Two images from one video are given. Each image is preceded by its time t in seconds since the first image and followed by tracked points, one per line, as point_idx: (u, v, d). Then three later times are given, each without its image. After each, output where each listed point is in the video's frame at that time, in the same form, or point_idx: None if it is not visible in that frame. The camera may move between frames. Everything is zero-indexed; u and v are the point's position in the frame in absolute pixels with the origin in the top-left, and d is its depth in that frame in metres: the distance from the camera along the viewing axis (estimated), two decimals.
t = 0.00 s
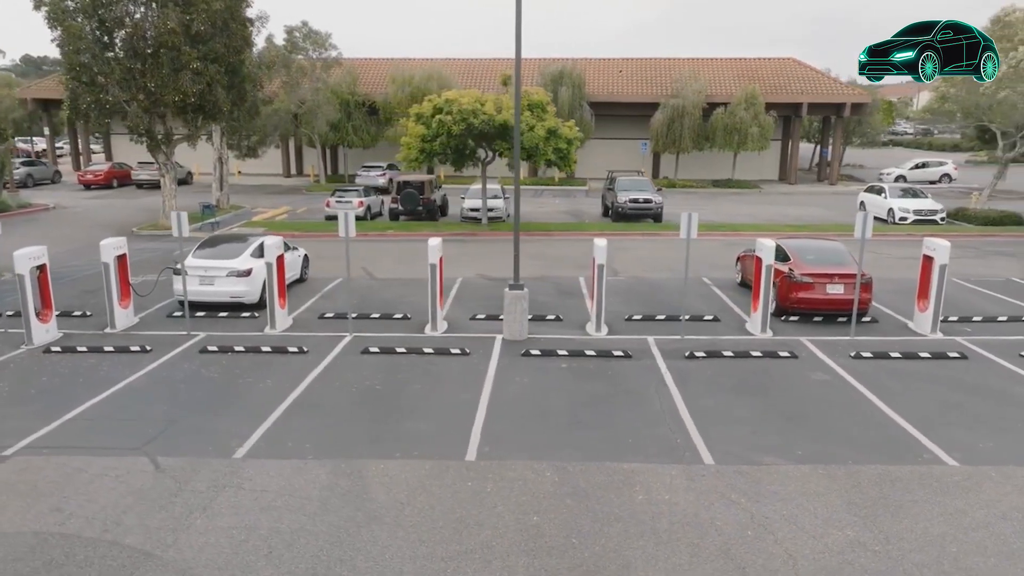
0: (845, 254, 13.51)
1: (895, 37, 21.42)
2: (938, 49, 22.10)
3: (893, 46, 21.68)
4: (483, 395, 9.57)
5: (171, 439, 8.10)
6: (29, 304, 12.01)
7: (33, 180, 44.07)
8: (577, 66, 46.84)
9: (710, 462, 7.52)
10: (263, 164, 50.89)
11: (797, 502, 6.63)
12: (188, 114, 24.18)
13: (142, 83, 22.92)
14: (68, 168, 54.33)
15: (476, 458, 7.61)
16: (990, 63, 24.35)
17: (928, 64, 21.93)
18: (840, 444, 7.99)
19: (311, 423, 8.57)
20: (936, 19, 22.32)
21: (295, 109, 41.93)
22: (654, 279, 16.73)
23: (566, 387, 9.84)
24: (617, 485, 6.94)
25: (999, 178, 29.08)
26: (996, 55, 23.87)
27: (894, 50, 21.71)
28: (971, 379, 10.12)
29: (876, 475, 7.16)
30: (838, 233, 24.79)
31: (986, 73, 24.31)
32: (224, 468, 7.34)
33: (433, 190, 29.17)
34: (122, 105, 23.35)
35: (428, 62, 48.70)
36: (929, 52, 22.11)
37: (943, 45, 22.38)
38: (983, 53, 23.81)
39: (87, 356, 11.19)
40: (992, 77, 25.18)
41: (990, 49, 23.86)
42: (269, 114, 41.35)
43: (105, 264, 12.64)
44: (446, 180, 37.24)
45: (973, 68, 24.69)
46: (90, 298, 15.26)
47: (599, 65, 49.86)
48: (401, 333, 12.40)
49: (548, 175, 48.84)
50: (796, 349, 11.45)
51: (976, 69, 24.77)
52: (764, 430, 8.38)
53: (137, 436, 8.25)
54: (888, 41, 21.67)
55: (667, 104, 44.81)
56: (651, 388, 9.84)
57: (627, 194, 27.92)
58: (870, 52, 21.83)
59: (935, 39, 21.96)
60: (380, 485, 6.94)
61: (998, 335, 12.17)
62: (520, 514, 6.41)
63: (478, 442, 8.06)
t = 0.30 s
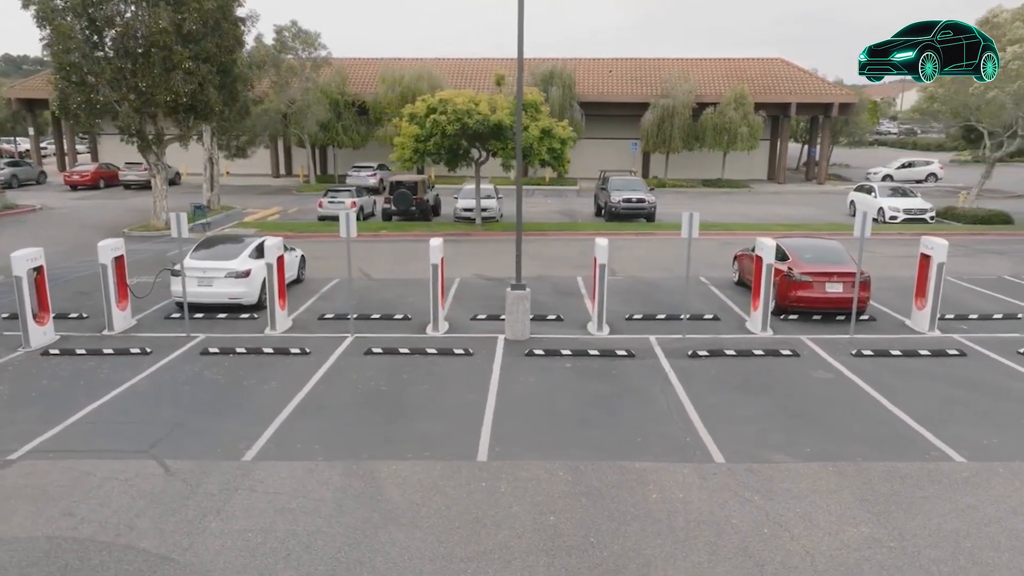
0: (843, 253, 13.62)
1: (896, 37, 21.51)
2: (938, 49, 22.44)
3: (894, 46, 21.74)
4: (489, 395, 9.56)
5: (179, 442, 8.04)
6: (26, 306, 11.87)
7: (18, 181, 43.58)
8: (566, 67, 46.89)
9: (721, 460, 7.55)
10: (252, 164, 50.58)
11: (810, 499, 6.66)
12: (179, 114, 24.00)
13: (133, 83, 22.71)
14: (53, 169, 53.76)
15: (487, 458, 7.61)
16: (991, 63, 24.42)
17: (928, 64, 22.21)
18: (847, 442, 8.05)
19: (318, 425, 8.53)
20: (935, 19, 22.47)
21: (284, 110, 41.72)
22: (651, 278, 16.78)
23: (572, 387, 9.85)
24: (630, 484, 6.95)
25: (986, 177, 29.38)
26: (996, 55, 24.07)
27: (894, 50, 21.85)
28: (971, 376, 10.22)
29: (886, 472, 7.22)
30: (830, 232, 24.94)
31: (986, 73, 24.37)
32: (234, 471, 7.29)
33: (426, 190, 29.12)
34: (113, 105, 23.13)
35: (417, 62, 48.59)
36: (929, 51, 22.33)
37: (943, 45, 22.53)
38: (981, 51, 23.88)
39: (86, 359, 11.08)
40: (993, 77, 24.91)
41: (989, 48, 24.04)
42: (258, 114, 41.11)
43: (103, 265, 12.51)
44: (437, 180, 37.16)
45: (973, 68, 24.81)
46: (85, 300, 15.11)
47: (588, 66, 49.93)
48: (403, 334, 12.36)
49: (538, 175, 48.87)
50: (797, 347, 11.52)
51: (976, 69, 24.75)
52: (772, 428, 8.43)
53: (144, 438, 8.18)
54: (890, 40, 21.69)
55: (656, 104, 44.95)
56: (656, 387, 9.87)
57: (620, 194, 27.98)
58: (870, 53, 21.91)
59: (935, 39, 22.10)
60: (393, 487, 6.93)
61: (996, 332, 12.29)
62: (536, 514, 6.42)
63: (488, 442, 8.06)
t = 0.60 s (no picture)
0: (840, 251, 13.74)
1: (896, 37, 21.69)
2: (938, 49, 22.78)
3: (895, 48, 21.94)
4: (496, 395, 9.57)
5: (188, 445, 7.98)
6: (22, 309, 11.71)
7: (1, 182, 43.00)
8: (555, 67, 46.94)
9: (732, 458, 7.61)
10: (238, 165, 50.20)
11: (823, 496, 6.73)
12: (169, 115, 23.80)
13: (122, 83, 22.48)
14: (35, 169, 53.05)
15: (500, 459, 7.62)
16: (993, 65, 24.68)
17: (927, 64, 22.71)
18: (855, 439, 8.13)
19: (328, 427, 8.50)
20: (936, 18, 22.74)
21: (272, 110, 41.46)
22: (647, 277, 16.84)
23: (577, 387, 9.88)
24: (645, 483, 6.98)
25: (971, 177, 29.77)
26: (996, 55, 24.40)
27: (894, 50, 21.93)
28: (970, 372, 10.36)
29: (896, 468, 7.30)
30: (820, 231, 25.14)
31: (986, 73, 24.71)
32: (246, 473, 7.26)
33: (417, 191, 29.06)
34: (101, 105, 22.89)
35: (406, 62, 48.47)
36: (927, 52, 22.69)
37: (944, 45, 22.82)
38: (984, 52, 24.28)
39: (86, 362, 10.96)
40: (993, 77, 25.14)
41: (991, 49, 24.43)
42: (245, 115, 40.83)
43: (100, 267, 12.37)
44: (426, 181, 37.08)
45: (973, 68, 25.11)
46: (79, 302, 14.94)
47: (577, 66, 50.02)
48: (404, 335, 12.33)
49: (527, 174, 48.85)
50: (798, 346, 11.62)
51: (976, 70, 25.09)
52: (779, 426, 8.49)
53: (151, 442, 8.11)
54: (890, 40, 21.85)
55: (645, 104, 45.11)
56: (661, 386, 9.92)
57: (612, 193, 28.07)
58: (871, 53, 22.01)
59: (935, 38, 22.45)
60: (409, 488, 6.92)
61: (991, 329, 12.46)
62: (554, 514, 6.43)
63: (499, 443, 8.08)
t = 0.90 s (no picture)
0: (838, 250, 13.83)
1: (896, 37, 21.81)
2: (939, 49, 22.96)
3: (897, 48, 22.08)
4: (503, 396, 9.55)
5: (195, 448, 7.91)
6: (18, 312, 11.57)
7: None
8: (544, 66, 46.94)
9: (743, 458, 7.64)
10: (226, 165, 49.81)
11: (837, 495, 6.77)
12: (159, 114, 23.58)
13: (111, 82, 22.24)
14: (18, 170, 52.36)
15: (512, 460, 7.61)
16: (992, 64, 24.52)
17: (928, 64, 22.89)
18: (862, 437, 8.18)
19: (336, 429, 8.46)
20: (937, 18, 22.83)
21: (261, 109, 41.17)
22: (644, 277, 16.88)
23: (583, 387, 9.88)
24: (659, 483, 7.00)
25: (959, 176, 30.08)
26: (996, 55, 24.23)
27: (895, 50, 22.09)
28: (970, 370, 10.47)
29: (906, 466, 7.36)
30: (811, 229, 25.32)
31: (986, 73, 24.58)
32: (258, 476, 7.20)
33: (409, 191, 28.97)
34: (91, 104, 22.66)
35: (395, 61, 48.31)
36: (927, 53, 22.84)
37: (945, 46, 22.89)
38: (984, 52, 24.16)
39: (85, 365, 10.84)
40: (993, 77, 24.97)
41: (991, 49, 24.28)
42: (233, 114, 40.52)
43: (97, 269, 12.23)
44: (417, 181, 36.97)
45: (973, 68, 24.95)
46: (74, 304, 14.78)
47: (566, 65, 50.06)
48: (405, 336, 12.29)
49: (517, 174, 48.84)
50: (799, 344, 11.69)
51: (976, 70, 24.94)
52: (787, 425, 8.53)
53: (158, 446, 8.03)
54: (891, 40, 21.99)
55: (634, 104, 45.22)
56: (667, 386, 9.94)
57: (604, 193, 28.12)
58: (871, 53, 22.17)
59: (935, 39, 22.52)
60: (423, 490, 6.90)
61: (987, 327, 12.60)
62: (570, 515, 6.42)
63: (510, 443, 8.07)
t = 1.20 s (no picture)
0: (836, 249, 13.91)
1: (896, 37, 22.05)
2: (939, 49, 23.20)
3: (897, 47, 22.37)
4: (509, 396, 9.54)
5: (204, 452, 7.85)
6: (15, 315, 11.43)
7: None
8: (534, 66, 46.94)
9: (754, 456, 7.67)
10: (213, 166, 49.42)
11: (850, 492, 6.81)
12: (150, 115, 23.38)
13: (102, 82, 22.02)
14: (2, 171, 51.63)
15: (524, 460, 7.61)
16: (992, 64, 24.63)
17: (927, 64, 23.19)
18: (870, 435, 8.24)
19: (345, 430, 8.42)
20: (936, 18, 23.06)
21: (250, 109, 40.91)
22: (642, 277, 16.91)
23: (588, 387, 9.89)
24: (673, 482, 7.02)
25: (947, 176, 30.37)
26: (996, 55, 24.31)
27: (894, 50, 22.34)
28: (970, 368, 10.57)
29: (915, 463, 7.42)
30: (803, 229, 25.48)
31: (986, 73, 24.68)
32: (270, 479, 7.16)
33: (402, 191, 28.88)
34: (81, 104, 22.42)
35: (384, 61, 48.15)
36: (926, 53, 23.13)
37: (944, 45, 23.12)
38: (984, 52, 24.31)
39: (85, 368, 10.73)
40: (993, 77, 25.06)
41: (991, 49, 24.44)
42: (222, 115, 40.23)
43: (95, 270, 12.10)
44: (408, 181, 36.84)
45: (973, 68, 25.04)
46: (69, 306, 14.62)
47: (556, 65, 50.09)
48: (407, 337, 12.26)
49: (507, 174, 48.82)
50: (800, 343, 11.77)
51: (976, 70, 25.05)
52: (794, 423, 8.58)
53: (166, 449, 7.96)
54: (890, 40, 22.20)
55: (624, 104, 45.32)
56: (671, 385, 9.97)
57: (597, 193, 28.16)
58: (870, 52, 22.42)
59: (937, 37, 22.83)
60: (438, 492, 6.87)
61: (984, 325, 12.74)
62: (588, 515, 6.42)
63: (520, 444, 8.06)
